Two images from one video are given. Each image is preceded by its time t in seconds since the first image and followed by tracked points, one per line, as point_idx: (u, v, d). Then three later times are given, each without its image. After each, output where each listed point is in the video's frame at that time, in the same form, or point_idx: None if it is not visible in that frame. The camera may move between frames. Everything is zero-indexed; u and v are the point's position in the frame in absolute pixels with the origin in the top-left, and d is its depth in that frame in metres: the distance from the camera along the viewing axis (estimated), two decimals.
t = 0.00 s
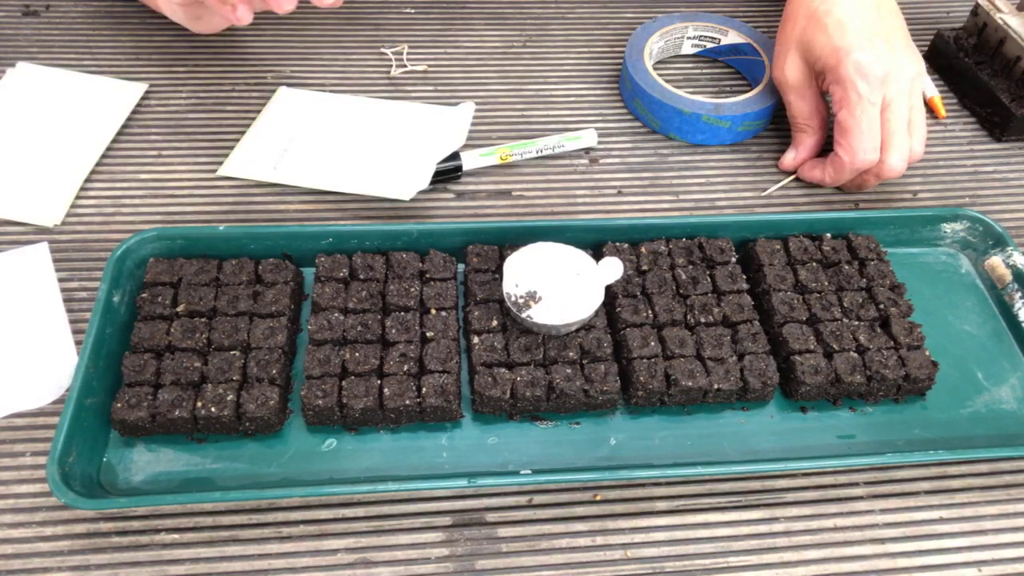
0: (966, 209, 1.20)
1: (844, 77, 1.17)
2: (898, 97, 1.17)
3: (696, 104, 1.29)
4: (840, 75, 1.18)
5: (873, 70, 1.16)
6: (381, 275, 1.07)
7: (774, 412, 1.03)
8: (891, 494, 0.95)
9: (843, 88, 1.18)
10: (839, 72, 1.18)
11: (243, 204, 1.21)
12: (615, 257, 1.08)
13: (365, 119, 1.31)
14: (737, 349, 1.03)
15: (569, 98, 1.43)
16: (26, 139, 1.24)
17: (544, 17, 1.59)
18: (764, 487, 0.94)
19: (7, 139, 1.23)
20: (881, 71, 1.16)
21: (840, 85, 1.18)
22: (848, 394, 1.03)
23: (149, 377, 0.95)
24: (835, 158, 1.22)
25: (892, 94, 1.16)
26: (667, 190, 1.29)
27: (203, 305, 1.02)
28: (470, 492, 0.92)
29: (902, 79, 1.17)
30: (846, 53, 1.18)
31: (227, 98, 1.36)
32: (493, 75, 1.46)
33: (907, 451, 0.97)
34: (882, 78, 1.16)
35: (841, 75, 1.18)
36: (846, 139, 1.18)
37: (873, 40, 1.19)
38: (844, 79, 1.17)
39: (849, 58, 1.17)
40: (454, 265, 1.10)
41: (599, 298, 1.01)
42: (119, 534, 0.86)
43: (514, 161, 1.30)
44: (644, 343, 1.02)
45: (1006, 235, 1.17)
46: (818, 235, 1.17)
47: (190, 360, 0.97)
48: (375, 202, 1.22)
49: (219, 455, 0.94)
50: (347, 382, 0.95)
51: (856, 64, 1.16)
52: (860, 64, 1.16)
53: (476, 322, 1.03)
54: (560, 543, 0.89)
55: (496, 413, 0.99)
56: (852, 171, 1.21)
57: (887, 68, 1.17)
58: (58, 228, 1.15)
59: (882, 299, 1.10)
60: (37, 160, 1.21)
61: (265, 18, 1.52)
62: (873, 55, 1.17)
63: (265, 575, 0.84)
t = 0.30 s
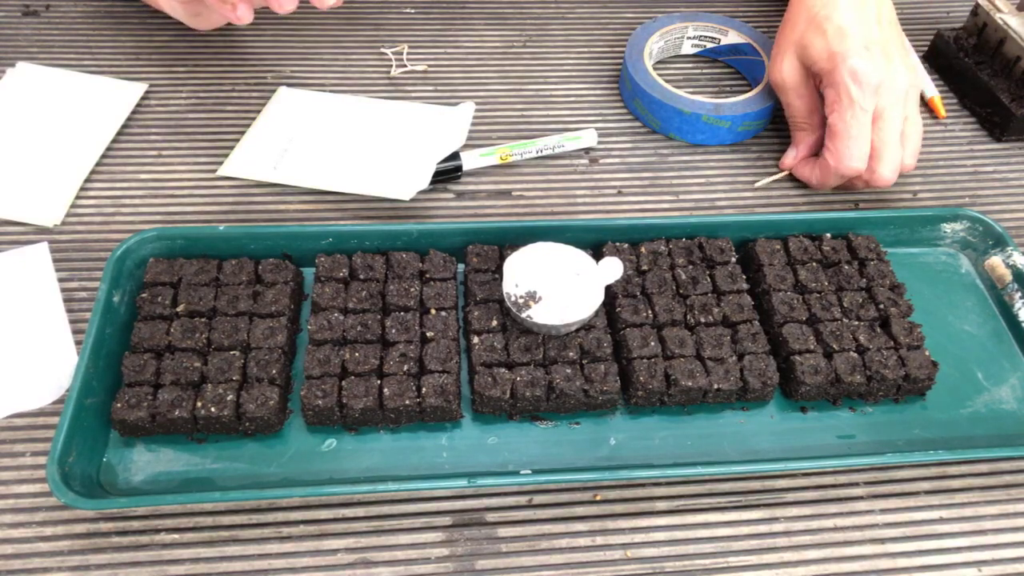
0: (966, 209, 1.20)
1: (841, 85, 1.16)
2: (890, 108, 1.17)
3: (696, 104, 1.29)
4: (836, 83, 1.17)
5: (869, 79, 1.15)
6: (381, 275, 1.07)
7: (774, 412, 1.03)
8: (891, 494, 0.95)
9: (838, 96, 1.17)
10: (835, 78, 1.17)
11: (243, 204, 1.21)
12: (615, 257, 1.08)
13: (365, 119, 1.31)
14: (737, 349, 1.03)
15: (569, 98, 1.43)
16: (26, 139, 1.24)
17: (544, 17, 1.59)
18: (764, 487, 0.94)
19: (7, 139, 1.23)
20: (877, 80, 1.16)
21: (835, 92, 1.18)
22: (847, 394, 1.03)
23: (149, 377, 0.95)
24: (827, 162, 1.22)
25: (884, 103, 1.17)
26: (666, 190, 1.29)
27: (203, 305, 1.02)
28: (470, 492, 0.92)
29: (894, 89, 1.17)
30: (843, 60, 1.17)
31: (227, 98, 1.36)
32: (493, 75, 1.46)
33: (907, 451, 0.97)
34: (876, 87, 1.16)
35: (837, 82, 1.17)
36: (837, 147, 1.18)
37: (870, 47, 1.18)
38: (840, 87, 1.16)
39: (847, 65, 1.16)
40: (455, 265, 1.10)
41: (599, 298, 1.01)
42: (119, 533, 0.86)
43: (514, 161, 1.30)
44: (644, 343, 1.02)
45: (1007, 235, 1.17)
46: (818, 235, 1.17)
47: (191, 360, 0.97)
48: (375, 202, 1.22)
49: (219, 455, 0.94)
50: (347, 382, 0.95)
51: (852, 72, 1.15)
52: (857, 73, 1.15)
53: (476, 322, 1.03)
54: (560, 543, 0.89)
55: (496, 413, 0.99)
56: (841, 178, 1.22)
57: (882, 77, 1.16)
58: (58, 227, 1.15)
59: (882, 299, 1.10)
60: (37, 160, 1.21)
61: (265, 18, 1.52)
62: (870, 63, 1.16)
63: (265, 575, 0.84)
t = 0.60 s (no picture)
0: (966, 209, 1.20)
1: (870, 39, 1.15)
2: (920, 66, 1.14)
3: (696, 104, 1.29)
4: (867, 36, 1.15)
5: (900, 35, 1.14)
6: (381, 275, 1.07)
7: (774, 412, 1.03)
8: (891, 494, 0.95)
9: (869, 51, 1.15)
10: (866, 33, 1.16)
11: (243, 204, 1.21)
12: (615, 257, 1.08)
13: (366, 119, 1.31)
14: (737, 349, 1.03)
15: (569, 98, 1.43)
16: (26, 139, 1.24)
17: (544, 17, 1.59)
18: (763, 487, 0.94)
19: (7, 139, 1.23)
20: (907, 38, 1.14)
21: (870, 44, 1.15)
22: (848, 394, 1.03)
23: (149, 377, 0.95)
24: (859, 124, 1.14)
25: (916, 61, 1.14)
26: (666, 190, 1.29)
27: (203, 305, 1.02)
28: (470, 492, 0.92)
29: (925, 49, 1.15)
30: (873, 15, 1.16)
31: (227, 98, 1.37)
32: (493, 75, 1.46)
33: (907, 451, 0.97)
34: (908, 45, 1.14)
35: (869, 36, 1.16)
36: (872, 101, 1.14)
37: (903, 6, 1.17)
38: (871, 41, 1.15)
39: (879, 21, 1.15)
40: (455, 265, 1.10)
41: (599, 298, 1.01)
42: (119, 534, 0.86)
43: (514, 161, 1.30)
44: (644, 343, 1.02)
45: (1006, 235, 1.17)
46: (818, 235, 1.17)
47: (191, 360, 0.97)
48: (376, 202, 1.22)
49: (219, 455, 0.94)
50: (347, 382, 0.95)
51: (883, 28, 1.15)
52: (888, 29, 1.14)
53: (476, 322, 1.03)
54: (560, 543, 0.89)
55: (496, 413, 0.99)
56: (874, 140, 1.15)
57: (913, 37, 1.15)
58: (58, 227, 1.15)
59: (882, 299, 1.10)
60: (37, 160, 1.21)
61: (265, 18, 1.52)
62: (902, 21, 1.15)
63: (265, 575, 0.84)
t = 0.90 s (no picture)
0: (966, 209, 1.20)
1: None
2: None
3: (696, 104, 1.29)
4: None
5: None
6: (381, 275, 1.07)
7: (775, 412, 1.03)
8: (891, 494, 0.95)
9: None
10: None
11: (243, 204, 1.21)
12: (615, 257, 1.08)
13: (366, 119, 1.31)
14: (737, 349, 1.03)
15: (569, 98, 1.43)
16: (26, 139, 1.24)
17: (544, 17, 1.59)
18: (764, 487, 0.94)
19: (7, 139, 1.23)
20: None
21: None
22: (847, 394, 1.03)
23: (149, 377, 0.95)
24: None
25: None
26: (667, 190, 1.29)
27: (203, 305, 1.02)
28: (470, 492, 0.92)
29: None
30: None
31: (227, 98, 1.37)
32: (493, 75, 1.46)
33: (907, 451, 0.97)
34: None
35: None
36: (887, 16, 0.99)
37: None
38: None
39: None
40: (454, 265, 1.10)
41: (599, 298, 1.01)
42: (119, 533, 0.86)
43: (514, 161, 1.30)
44: (644, 343, 1.02)
45: (1007, 235, 1.17)
46: (818, 235, 1.17)
47: (191, 360, 0.97)
48: (375, 202, 1.22)
49: (219, 455, 0.94)
50: (347, 382, 0.95)
51: None
52: None
53: (476, 322, 1.03)
54: (560, 543, 0.89)
55: (496, 413, 0.99)
56: None
57: None
58: (58, 227, 1.15)
59: (882, 299, 1.10)
60: (37, 160, 1.21)
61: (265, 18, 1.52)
62: None
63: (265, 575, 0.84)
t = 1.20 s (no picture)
0: (966, 209, 1.20)
1: None
2: None
3: (696, 104, 1.29)
4: None
5: None
6: (381, 275, 1.07)
7: (775, 412, 1.03)
8: (891, 494, 0.95)
9: None
10: None
11: (243, 204, 1.21)
12: (615, 257, 1.08)
13: (366, 119, 1.31)
14: (737, 349, 1.03)
15: (569, 98, 1.43)
16: (26, 139, 1.24)
17: (544, 17, 1.59)
18: (764, 487, 0.94)
19: (7, 139, 1.23)
20: None
21: None
22: (847, 394, 1.03)
23: (149, 377, 0.95)
24: None
25: None
26: (667, 190, 1.29)
27: (203, 305, 1.02)
28: (470, 492, 0.92)
29: None
30: None
31: (227, 98, 1.37)
32: (493, 75, 1.46)
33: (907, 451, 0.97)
34: None
35: None
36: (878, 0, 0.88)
37: None
38: None
39: None
40: (455, 265, 1.10)
41: (599, 298, 1.01)
42: (119, 534, 0.86)
43: (514, 161, 1.30)
44: (644, 343, 1.02)
45: (1007, 235, 1.17)
46: (818, 235, 1.17)
47: (191, 360, 0.97)
48: (376, 202, 1.22)
49: (219, 455, 0.94)
50: (347, 382, 0.95)
51: None
52: None
53: (476, 322, 1.03)
54: (560, 543, 0.89)
55: (496, 413, 0.99)
56: None
57: None
58: (58, 228, 1.15)
59: (882, 299, 1.10)
60: (37, 160, 1.21)
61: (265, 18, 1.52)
62: None
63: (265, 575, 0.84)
